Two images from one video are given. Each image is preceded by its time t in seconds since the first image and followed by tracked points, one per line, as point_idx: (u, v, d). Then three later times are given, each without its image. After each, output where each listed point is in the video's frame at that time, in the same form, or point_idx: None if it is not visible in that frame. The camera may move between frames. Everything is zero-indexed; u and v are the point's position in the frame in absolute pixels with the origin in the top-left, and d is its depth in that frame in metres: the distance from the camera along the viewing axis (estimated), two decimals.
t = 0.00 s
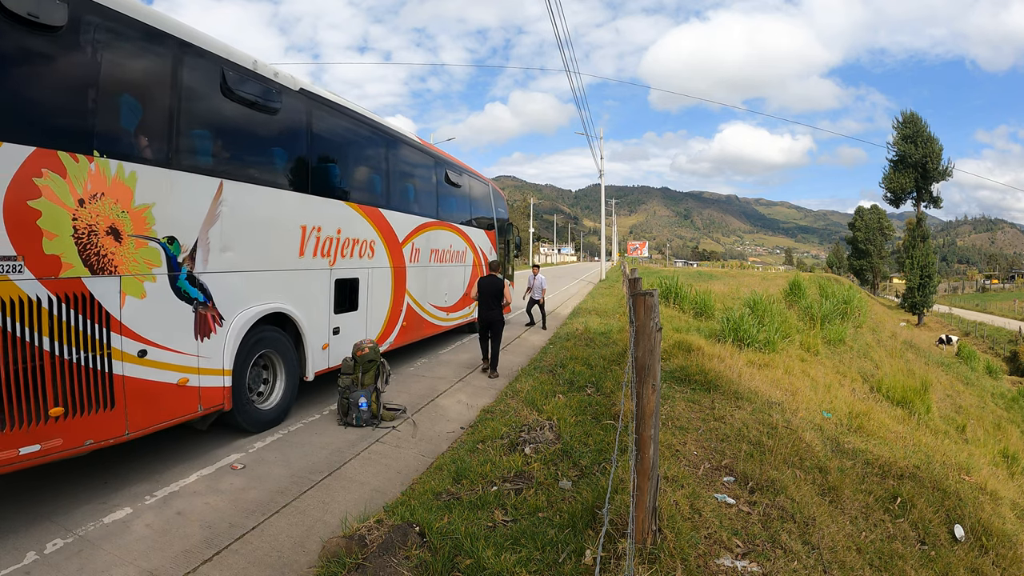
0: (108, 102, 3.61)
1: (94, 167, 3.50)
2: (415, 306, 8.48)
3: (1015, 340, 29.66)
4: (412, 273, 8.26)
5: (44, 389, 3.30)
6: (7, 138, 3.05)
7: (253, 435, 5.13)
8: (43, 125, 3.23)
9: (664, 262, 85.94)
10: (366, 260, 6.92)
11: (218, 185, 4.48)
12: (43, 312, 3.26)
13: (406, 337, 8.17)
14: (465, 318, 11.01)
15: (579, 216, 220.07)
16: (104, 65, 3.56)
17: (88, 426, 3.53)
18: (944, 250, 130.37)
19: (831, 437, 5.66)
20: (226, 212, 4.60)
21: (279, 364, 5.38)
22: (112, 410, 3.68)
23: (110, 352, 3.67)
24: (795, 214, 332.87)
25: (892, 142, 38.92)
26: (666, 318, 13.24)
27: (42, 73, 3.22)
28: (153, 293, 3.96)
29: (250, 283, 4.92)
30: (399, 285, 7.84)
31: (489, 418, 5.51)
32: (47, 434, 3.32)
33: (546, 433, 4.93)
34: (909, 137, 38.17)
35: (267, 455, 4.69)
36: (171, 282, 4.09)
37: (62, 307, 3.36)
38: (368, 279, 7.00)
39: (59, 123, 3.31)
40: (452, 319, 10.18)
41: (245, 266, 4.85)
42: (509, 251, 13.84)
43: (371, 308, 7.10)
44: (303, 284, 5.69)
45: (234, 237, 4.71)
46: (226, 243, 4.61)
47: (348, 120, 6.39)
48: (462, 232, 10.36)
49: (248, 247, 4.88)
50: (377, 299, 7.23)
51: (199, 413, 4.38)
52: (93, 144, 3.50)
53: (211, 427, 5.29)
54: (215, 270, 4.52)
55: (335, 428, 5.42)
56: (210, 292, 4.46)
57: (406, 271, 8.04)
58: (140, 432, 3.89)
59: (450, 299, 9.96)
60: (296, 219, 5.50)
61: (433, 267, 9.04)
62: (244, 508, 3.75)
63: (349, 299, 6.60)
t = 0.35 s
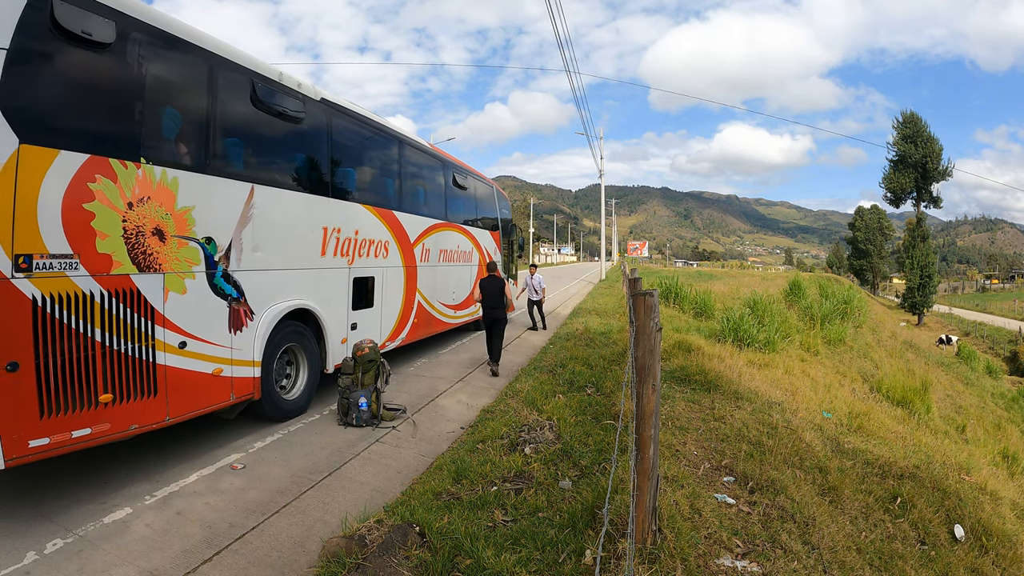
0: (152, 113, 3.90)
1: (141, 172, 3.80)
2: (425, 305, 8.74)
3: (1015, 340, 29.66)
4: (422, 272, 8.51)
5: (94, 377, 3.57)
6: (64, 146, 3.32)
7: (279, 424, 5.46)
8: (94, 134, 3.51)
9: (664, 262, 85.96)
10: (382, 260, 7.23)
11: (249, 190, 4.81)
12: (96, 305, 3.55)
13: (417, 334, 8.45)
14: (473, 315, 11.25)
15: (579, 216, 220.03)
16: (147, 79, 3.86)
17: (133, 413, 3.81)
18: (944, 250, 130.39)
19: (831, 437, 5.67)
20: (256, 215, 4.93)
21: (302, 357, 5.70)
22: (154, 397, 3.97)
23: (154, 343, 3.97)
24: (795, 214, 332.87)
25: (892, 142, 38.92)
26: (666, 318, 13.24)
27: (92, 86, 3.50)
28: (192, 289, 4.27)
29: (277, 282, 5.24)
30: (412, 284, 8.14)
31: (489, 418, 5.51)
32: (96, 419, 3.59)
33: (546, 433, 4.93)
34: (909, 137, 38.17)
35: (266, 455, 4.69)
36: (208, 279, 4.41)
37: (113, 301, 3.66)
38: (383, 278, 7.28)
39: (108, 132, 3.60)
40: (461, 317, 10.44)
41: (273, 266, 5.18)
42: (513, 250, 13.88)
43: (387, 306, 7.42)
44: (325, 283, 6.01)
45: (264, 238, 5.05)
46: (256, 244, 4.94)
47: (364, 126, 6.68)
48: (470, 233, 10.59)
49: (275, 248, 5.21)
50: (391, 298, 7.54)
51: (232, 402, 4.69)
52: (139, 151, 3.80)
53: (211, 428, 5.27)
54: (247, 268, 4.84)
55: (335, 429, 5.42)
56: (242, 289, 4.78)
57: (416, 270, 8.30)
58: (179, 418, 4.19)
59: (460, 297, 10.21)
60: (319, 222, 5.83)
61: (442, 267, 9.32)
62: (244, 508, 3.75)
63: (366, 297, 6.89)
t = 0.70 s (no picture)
0: (181, 120, 4.11)
1: (171, 177, 4.02)
2: (433, 304, 8.86)
3: (1015, 340, 29.67)
4: (430, 271, 8.64)
5: (129, 370, 3.76)
6: (102, 151, 3.52)
7: (295, 417, 5.69)
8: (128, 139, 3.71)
9: (663, 263, 85.98)
10: (392, 261, 7.41)
11: (270, 193, 5.03)
12: (130, 302, 3.75)
13: (425, 332, 8.58)
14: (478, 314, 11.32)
15: (579, 216, 220.02)
16: (176, 88, 4.08)
17: (163, 403, 4.02)
18: (944, 251, 130.43)
19: (831, 437, 5.67)
20: (276, 217, 5.15)
21: (317, 353, 5.93)
22: (182, 389, 4.19)
23: (182, 338, 4.18)
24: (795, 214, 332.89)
25: (892, 142, 38.92)
26: (666, 318, 13.25)
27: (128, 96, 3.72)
28: (218, 287, 4.50)
29: (295, 281, 5.45)
30: (421, 284, 8.31)
31: (489, 418, 5.51)
32: (129, 409, 3.77)
33: (546, 433, 4.93)
34: (909, 137, 38.17)
35: (266, 455, 4.69)
36: (233, 278, 4.63)
37: (146, 298, 3.86)
38: (393, 278, 7.45)
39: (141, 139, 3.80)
40: (467, 315, 10.54)
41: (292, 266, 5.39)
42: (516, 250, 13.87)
43: (397, 305, 7.60)
44: (339, 283, 6.22)
45: (283, 239, 5.26)
46: (276, 244, 5.16)
47: (377, 132, 6.89)
48: (476, 235, 10.70)
49: (293, 248, 5.42)
50: (401, 297, 7.72)
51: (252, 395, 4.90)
52: (164, 156, 3.98)
53: (210, 429, 5.27)
54: (267, 268, 5.05)
55: (335, 429, 5.41)
56: (263, 287, 4.99)
57: (425, 270, 8.43)
58: (204, 410, 4.40)
59: (465, 295, 10.31)
60: (334, 224, 6.04)
61: (450, 266, 9.42)
62: (243, 508, 3.75)
63: (378, 296, 7.08)
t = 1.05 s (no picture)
0: (201, 127, 4.21)
1: (193, 182, 4.12)
2: (438, 303, 8.88)
3: (1015, 340, 29.67)
4: (436, 271, 8.67)
5: (154, 366, 3.84)
6: (128, 159, 3.63)
7: (304, 416, 5.72)
8: (153, 149, 3.81)
9: (663, 263, 86.00)
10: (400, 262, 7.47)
11: (284, 197, 5.11)
12: (154, 301, 3.83)
13: (432, 330, 8.62)
14: (481, 312, 11.34)
15: (579, 216, 220.03)
16: (198, 95, 4.17)
17: (185, 398, 4.10)
18: (944, 251, 130.48)
19: (831, 438, 5.66)
20: (290, 219, 5.22)
21: (329, 349, 6.01)
22: (203, 383, 4.27)
23: (203, 335, 4.26)
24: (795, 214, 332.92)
25: (892, 142, 38.92)
26: (666, 318, 13.24)
27: (151, 103, 3.81)
28: (237, 287, 4.57)
29: (308, 281, 5.50)
30: (427, 284, 8.36)
31: (489, 418, 5.50)
32: (154, 403, 3.85)
33: (546, 433, 4.93)
34: (909, 137, 38.17)
35: (266, 455, 4.69)
36: (250, 278, 4.71)
37: (170, 298, 3.95)
38: (401, 278, 7.50)
39: (162, 145, 3.88)
40: (471, 314, 10.56)
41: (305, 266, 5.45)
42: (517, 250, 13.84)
43: (405, 305, 7.64)
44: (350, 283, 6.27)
45: (297, 239, 5.33)
46: (290, 245, 5.22)
47: (384, 134, 6.95)
48: (480, 235, 10.71)
49: (307, 249, 5.48)
50: (408, 298, 7.77)
51: (269, 389, 4.99)
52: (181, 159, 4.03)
53: (211, 429, 5.26)
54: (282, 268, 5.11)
55: (335, 429, 5.41)
56: (277, 286, 5.05)
57: (431, 269, 8.46)
58: (224, 404, 4.49)
59: (469, 294, 10.33)
60: (344, 225, 6.11)
61: (454, 266, 9.45)
62: (243, 508, 3.75)
63: (387, 296, 7.12)
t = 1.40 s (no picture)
0: (224, 133, 4.23)
1: (216, 185, 4.16)
2: (444, 302, 8.87)
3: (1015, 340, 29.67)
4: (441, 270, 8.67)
5: (180, 360, 3.86)
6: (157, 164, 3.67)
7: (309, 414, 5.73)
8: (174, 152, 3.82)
9: (664, 263, 86.03)
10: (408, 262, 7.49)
11: (300, 200, 5.14)
12: (181, 298, 3.85)
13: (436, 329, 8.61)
14: (485, 311, 11.32)
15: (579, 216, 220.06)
16: (220, 102, 4.20)
17: (209, 390, 4.11)
18: (944, 251, 130.51)
19: (831, 437, 5.67)
20: (306, 220, 5.24)
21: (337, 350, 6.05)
22: (225, 376, 4.27)
23: (225, 331, 4.26)
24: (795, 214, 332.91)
25: (892, 142, 38.92)
26: (667, 318, 13.24)
27: (177, 111, 3.85)
28: (257, 286, 4.60)
29: (321, 280, 5.51)
30: (433, 284, 8.37)
31: (489, 418, 5.50)
32: (179, 396, 3.87)
33: (546, 433, 4.93)
34: (909, 137, 38.17)
35: (267, 454, 4.69)
36: (269, 277, 4.73)
37: (195, 296, 3.97)
38: (409, 278, 7.51)
39: (187, 152, 3.90)
40: (474, 313, 10.55)
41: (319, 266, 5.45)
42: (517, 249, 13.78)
43: (411, 305, 7.64)
44: (360, 283, 6.28)
45: (311, 239, 5.34)
46: (305, 245, 5.23)
47: (390, 135, 6.94)
48: (482, 235, 10.70)
49: (320, 249, 5.49)
50: (414, 298, 7.77)
51: (285, 383, 4.99)
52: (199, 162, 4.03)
53: (211, 428, 5.27)
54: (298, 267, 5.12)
55: (336, 429, 5.41)
56: (293, 284, 5.05)
57: (436, 269, 8.46)
58: (245, 396, 4.50)
59: (473, 294, 10.32)
60: (355, 226, 6.13)
61: (458, 265, 9.44)
62: (243, 508, 3.75)
63: (395, 296, 7.13)
